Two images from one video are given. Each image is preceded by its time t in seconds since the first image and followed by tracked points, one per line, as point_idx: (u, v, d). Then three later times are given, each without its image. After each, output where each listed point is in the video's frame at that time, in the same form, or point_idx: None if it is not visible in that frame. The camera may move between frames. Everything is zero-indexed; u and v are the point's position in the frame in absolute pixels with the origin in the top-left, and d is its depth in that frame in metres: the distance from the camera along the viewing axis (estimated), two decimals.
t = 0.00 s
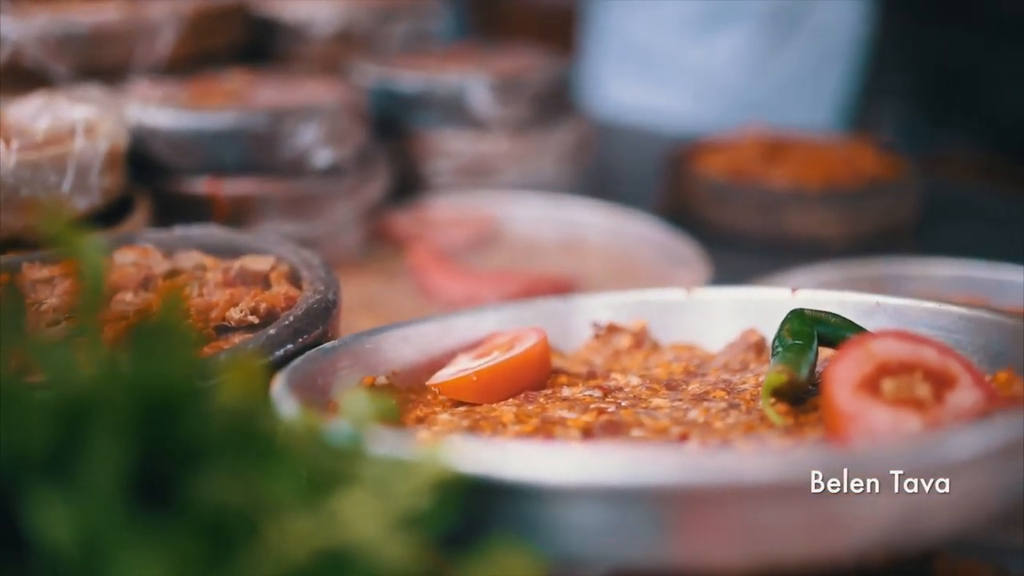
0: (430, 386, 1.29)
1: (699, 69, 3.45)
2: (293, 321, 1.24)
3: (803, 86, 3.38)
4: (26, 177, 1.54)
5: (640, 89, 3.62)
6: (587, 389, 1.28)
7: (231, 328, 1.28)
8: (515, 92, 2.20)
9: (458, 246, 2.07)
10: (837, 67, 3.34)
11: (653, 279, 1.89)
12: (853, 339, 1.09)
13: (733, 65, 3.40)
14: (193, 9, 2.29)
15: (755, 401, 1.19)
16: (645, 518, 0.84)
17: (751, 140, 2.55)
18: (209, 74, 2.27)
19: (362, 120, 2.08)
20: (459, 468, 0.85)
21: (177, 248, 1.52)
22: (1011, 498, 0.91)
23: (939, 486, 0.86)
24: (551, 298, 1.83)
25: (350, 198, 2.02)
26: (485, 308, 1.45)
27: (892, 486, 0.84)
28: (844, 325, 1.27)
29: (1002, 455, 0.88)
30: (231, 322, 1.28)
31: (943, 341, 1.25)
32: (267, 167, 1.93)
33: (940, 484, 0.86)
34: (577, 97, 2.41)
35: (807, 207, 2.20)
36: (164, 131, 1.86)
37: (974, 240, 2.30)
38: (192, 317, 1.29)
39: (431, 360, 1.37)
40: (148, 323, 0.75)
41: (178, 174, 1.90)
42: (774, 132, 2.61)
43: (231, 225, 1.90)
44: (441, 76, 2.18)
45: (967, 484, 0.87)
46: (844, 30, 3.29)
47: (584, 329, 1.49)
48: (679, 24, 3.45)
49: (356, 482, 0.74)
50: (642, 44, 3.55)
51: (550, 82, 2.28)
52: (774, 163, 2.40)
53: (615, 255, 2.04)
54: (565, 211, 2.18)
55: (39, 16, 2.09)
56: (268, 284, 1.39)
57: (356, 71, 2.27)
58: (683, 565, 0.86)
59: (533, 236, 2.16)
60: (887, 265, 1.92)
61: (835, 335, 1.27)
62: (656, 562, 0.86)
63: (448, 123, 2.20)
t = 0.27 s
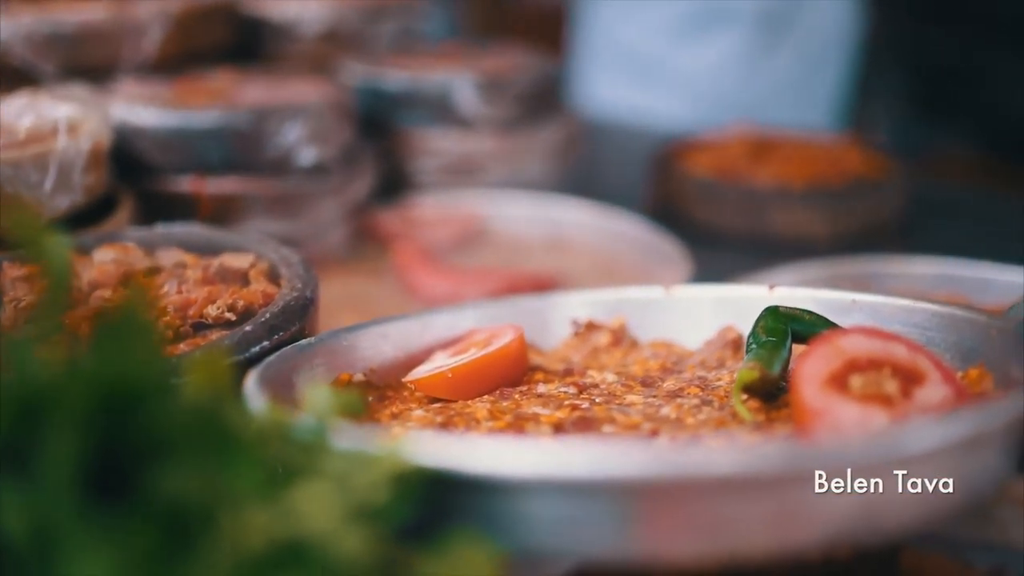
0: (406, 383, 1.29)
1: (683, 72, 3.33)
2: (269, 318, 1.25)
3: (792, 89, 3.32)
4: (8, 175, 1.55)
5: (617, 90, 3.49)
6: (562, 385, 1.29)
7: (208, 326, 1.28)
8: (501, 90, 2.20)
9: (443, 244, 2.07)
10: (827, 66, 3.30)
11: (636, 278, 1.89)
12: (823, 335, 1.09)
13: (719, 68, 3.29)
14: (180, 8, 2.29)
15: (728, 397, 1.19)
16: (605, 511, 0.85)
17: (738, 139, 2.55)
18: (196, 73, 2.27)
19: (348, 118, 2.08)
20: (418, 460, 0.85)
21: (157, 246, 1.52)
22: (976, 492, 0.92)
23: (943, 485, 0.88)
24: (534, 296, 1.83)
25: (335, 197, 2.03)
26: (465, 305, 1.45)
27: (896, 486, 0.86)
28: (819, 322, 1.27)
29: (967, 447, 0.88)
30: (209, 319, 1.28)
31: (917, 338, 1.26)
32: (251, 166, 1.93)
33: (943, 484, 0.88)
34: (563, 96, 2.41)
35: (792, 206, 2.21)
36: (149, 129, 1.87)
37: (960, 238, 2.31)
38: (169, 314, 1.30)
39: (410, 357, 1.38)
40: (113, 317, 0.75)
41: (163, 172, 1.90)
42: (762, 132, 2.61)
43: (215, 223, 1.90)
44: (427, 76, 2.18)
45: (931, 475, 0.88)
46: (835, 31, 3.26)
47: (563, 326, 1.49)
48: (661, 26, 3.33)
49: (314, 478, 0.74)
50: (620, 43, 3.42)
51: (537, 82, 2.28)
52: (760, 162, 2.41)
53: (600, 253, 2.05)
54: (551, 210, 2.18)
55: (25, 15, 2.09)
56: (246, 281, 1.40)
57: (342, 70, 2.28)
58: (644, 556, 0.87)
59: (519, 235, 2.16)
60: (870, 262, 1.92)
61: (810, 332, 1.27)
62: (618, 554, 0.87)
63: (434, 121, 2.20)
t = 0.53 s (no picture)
0: (378, 378, 1.30)
1: (657, 68, 3.33)
2: (239, 314, 1.26)
3: (764, 86, 3.36)
4: None
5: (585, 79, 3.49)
6: (531, 379, 1.30)
7: (180, 322, 1.29)
8: (483, 87, 2.21)
9: (424, 241, 2.08)
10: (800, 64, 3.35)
11: (615, 273, 1.90)
12: (787, 328, 1.10)
13: (695, 67, 3.30)
14: (162, 7, 2.29)
15: (696, 391, 1.20)
16: (563, 501, 0.85)
17: (721, 136, 2.56)
18: (179, 71, 2.28)
19: (329, 115, 2.08)
20: (375, 452, 0.85)
21: (133, 243, 1.52)
22: (934, 483, 0.92)
23: (947, 484, 0.92)
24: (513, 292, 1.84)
25: (316, 194, 2.03)
26: (438, 302, 1.46)
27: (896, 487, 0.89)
28: (789, 318, 1.27)
29: (925, 435, 0.88)
30: (181, 315, 1.29)
31: (885, 333, 1.27)
32: (231, 164, 1.93)
33: (947, 483, 0.92)
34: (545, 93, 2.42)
35: (773, 203, 2.22)
36: (128, 126, 1.87)
37: (940, 238, 2.32)
38: (142, 311, 1.31)
39: (385, 354, 1.39)
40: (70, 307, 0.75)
41: (143, 170, 1.91)
42: (746, 128, 2.62)
43: (195, 221, 1.91)
44: (408, 74, 2.18)
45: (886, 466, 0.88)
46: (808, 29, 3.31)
47: (538, 322, 1.50)
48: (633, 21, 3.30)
49: (270, 469, 0.75)
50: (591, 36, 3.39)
51: (518, 79, 2.28)
52: (742, 159, 2.42)
53: (579, 250, 2.06)
54: (532, 207, 2.19)
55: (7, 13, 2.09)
56: (220, 277, 1.41)
57: (325, 67, 2.28)
58: (603, 546, 0.88)
59: (500, 232, 2.17)
60: (848, 259, 1.93)
61: (779, 327, 1.27)
62: (578, 544, 0.87)
63: (415, 118, 2.20)
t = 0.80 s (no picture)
0: (350, 375, 1.31)
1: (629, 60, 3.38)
2: (212, 312, 1.27)
3: (733, 82, 3.43)
4: None
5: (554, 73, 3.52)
6: (503, 377, 1.31)
7: (154, 320, 1.30)
8: (465, 87, 2.22)
9: (407, 241, 2.09)
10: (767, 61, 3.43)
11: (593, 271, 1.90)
12: (752, 326, 1.11)
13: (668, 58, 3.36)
14: (146, 6, 2.30)
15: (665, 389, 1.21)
16: (523, 497, 0.86)
17: (705, 137, 2.57)
18: (163, 71, 2.28)
19: (312, 115, 2.09)
20: (333, 448, 0.86)
21: (111, 241, 1.53)
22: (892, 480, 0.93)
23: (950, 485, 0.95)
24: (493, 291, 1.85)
25: (298, 193, 2.04)
26: (413, 300, 1.47)
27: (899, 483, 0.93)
28: (759, 316, 1.28)
29: (880, 430, 0.89)
30: (155, 313, 1.30)
31: (854, 332, 1.28)
32: (213, 163, 1.94)
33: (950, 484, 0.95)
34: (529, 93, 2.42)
35: (754, 202, 2.23)
36: (111, 126, 1.88)
37: (922, 238, 2.33)
38: (116, 308, 1.32)
39: (361, 352, 1.40)
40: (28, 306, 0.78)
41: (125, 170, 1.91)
42: (728, 129, 2.63)
43: (177, 220, 1.92)
44: (391, 73, 2.19)
45: (844, 461, 0.89)
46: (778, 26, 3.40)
47: (514, 320, 1.51)
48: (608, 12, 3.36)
49: (229, 463, 0.76)
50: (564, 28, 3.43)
51: (501, 79, 2.29)
52: (726, 159, 2.43)
53: (560, 249, 2.07)
54: (515, 207, 2.20)
55: None
56: (197, 275, 1.41)
57: (309, 67, 2.29)
58: (564, 542, 0.89)
59: (483, 231, 2.18)
60: (827, 257, 1.94)
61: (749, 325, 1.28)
62: (539, 540, 0.88)
63: (398, 118, 2.21)
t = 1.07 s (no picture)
0: (326, 371, 1.33)
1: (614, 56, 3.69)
2: (189, 309, 1.28)
3: (710, 79, 3.71)
4: None
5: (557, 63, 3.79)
6: (479, 374, 1.32)
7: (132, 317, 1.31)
8: (450, 87, 2.23)
9: (392, 239, 2.11)
10: (743, 60, 3.70)
11: (575, 269, 1.91)
12: (721, 322, 1.12)
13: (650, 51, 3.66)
14: (132, 6, 2.31)
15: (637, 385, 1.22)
16: (485, 490, 0.87)
17: (690, 136, 2.58)
18: (150, 71, 2.29)
19: (297, 114, 2.10)
20: (296, 443, 0.86)
21: (92, 239, 1.54)
22: (854, 474, 0.94)
23: (954, 485, 0.93)
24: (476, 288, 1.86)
25: (283, 192, 2.05)
26: (392, 298, 1.48)
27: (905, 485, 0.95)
28: (733, 313, 1.29)
29: (841, 425, 0.90)
30: (133, 310, 1.31)
31: (826, 329, 1.29)
32: (198, 162, 1.95)
33: (954, 484, 0.93)
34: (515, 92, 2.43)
35: (739, 201, 2.24)
36: (96, 124, 1.88)
37: (907, 239, 2.35)
38: (95, 305, 1.33)
39: (340, 349, 1.41)
40: None
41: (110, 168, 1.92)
42: (713, 128, 2.64)
43: (162, 218, 1.92)
44: (376, 73, 2.20)
45: (805, 455, 0.90)
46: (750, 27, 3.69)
47: (493, 318, 1.52)
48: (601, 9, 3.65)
49: (193, 455, 0.77)
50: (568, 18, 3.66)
51: (486, 79, 2.30)
52: (711, 158, 2.44)
53: (544, 247, 2.08)
54: (499, 205, 2.22)
55: None
56: (176, 273, 1.42)
57: (295, 67, 2.30)
58: (527, 537, 0.90)
59: (468, 229, 2.19)
60: (809, 256, 1.94)
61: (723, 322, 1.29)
62: (503, 534, 0.89)
63: (384, 117, 2.22)
